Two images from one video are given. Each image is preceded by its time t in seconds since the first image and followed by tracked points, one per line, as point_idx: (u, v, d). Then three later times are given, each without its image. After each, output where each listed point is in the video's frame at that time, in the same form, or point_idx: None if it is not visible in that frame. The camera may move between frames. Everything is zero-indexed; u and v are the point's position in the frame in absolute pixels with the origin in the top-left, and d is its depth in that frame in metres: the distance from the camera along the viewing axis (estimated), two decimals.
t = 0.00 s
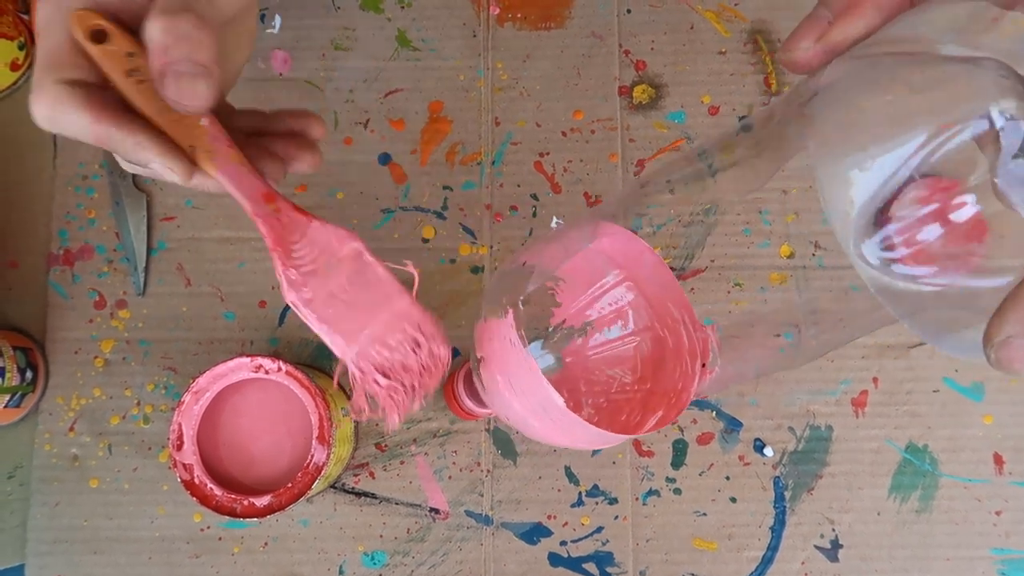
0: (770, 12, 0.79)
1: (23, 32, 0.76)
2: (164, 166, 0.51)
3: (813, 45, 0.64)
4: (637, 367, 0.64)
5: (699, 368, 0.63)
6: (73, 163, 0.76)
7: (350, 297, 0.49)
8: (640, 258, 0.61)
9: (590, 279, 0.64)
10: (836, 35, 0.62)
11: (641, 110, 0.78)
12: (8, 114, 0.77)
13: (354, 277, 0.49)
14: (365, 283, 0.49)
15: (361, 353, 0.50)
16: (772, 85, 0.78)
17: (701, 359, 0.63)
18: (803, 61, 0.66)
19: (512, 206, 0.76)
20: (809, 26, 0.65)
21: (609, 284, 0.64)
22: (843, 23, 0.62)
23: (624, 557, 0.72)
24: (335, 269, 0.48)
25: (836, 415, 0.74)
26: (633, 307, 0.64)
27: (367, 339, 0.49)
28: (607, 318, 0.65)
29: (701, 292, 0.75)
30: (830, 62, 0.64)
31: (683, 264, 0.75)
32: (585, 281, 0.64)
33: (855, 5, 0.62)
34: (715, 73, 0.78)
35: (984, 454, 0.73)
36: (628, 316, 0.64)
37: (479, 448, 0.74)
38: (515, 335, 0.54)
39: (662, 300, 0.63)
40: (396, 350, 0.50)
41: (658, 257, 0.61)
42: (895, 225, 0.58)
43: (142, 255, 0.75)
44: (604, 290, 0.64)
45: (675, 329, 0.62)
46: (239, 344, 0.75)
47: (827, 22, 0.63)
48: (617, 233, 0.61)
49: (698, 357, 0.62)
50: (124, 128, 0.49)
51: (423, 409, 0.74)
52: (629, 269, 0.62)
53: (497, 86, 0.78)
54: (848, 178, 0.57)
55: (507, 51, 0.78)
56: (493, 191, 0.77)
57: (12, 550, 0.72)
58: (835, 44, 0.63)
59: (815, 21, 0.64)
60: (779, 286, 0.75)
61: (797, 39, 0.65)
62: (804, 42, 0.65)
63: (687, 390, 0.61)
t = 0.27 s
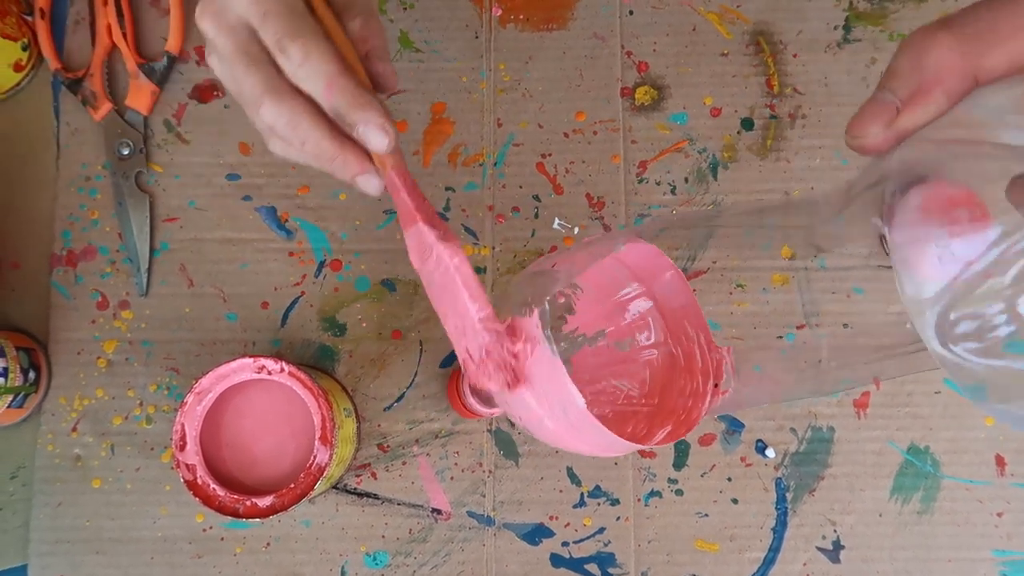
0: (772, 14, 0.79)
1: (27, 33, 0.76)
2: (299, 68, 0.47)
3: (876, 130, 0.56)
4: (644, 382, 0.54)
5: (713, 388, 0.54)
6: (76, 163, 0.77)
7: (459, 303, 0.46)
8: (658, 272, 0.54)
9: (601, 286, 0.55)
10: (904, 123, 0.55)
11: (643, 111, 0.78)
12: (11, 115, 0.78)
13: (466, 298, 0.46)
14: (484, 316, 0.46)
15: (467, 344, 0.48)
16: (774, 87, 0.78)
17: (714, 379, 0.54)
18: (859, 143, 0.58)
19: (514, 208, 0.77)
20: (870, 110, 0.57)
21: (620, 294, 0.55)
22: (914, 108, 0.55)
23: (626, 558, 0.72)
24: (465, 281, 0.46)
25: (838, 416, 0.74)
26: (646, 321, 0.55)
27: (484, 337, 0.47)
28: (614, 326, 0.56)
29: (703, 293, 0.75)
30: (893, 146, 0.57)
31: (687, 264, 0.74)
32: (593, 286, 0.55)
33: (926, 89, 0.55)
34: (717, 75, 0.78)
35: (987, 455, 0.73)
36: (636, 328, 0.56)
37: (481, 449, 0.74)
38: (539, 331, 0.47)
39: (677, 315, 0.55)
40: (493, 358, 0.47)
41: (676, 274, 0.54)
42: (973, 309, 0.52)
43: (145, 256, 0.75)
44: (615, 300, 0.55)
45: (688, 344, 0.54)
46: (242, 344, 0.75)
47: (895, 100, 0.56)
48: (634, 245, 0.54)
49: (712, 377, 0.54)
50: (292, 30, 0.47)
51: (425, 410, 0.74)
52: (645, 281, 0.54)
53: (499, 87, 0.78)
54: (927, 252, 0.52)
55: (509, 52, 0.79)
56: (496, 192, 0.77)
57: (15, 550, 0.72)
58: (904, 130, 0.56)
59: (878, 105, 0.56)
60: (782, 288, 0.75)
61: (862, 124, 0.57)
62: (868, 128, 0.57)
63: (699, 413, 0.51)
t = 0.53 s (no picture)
0: (773, 15, 0.79)
1: (27, 33, 0.76)
2: None
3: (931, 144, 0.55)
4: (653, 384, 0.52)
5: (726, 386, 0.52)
6: (77, 164, 0.76)
7: (487, 204, 0.49)
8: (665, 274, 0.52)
9: (606, 292, 0.52)
10: (960, 139, 0.55)
11: (644, 112, 0.78)
12: (10, 116, 0.77)
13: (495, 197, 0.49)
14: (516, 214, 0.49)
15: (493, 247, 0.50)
16: (775, 88, 0.78)
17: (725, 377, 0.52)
18: (908, 151, 0.58)
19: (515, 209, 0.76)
20: (927, 123, 0.55)
21: (628, 297, 0.53)
22: (971, 126, 0.54)
23: (626, 559, 0.72)
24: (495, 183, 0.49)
25: (839, 418, 0.74)
26: (652, 321, 0.53)
27: (512, 236, 0.49)
28: (621, 327, 0.53)
29: (704, 294, 0.75)
30: (943, 157, 0.57)
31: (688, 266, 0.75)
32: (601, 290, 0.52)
33: (984, 107, 0.54)
34: (718, 76, 0.78)
35: (988, 457, 0.73)
36: (642, 330, 0.53)
37: (481, 450, 0.74)
38: (562, 355, 0.47)
39: (683, 312, 0.52)
40: (524, 254, 0.50)
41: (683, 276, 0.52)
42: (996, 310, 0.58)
43: (145, 256, 0.75)
44: (623, 302, 0.53)
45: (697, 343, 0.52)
46: (242, 345, 0.75)
47: (952, 114, 0.55)
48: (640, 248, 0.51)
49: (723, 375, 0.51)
50: None
51: (425, 411, 0.74)
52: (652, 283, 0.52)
53: (500, 88, 0.78)
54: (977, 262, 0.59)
55: (510, 53, 0.78)
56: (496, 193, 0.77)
57: (14, 552, 0.72)
58: (956, 147, 0.56)
59: (937, 120, 0.55)
60: (783, 289, 0.75)
61: (919, 139, 0.55)
62: (923, 141, 0.56)
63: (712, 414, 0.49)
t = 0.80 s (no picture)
0: (775, 17, 0.79)
1: (30, 34, 0.76)
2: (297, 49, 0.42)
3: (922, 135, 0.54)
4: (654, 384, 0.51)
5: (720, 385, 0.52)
6: (78, 165, 0.76)
7: (488, 298, 0.43)
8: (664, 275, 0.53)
9: (606, 291, 0.53)
10: (952, 130, 0.53)
11: (646, 114, 0.78)
12: (13, 117, 0.77)
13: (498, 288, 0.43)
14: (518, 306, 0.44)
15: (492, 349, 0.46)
16: (777, 90, 0.78)
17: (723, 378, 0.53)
18: (899, 142, 0.56)
19: (517, 210, 0.76)
20: (918, 115, 0.53)
21: (628, 297, 0.53)
22: (963, 117, 0.52)
23: (629, 562, 0.72)
24: (491, 271, 0.43)
25: (841, 420, 0.73)
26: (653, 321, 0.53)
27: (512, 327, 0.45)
28: (621, 328, 0.53)
29: (706, 296, 0.75)
30: (937, 150, 0.55)
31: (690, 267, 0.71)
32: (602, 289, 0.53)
33: (978, 99, 0.52)
34: (720, 77, 0.78)
35: (991, 460, 0.73)
36: (643, 330, 0.53)
37: (483, 452, 0.74)
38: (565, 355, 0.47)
39: (683, 313, 0.53)
40: (526, 345, 0.46)
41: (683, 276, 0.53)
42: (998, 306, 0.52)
43: (147, 258, 0.75)
44: (623, 302, 0.53)
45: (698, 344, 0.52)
46: (244, 347, 0.75)
47: (944, 107, 0.53)
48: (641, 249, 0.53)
49: (722, 376, 0.52)
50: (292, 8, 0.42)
51: (427, 412, 0.74)
52: (652, 282, 0.53)
53: (502, 90, 0.78)
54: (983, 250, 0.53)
55: (512, 54, 0.78)
56: (498, 195, 0.77)
57: (16, 553, 0.72)
58: (950, 138, 0.54)
59: (930, 111, 0.53)
60: (785, 291, 0.75)
61: (911, 130, 0.53)
62: (915, 132, 0.54)
63: (713, 415, 0.50)
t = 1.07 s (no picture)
0: (778, 17, 0.79)
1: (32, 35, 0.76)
2: None
3: (942, 147, 0.56)
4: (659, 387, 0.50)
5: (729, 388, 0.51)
6: (81, 165, 0.76)
7: (520, 204, 0.54)
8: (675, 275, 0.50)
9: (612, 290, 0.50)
10: (971, 142, 0.55)
11: (649, 114, 0.78)
12: (15, 117, 0.78)
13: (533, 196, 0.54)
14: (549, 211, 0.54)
15: (516, 236, 0.54)
16: (780, 90, 0.78)
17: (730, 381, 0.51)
18: (920, 156, 0.59)
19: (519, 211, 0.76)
20: (933, 128, 0.56)
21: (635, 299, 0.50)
22: (982, 129, 0.55)
23: (630, 562, 0.72)
24: (534, 174, 0.54)
25: (844, 421, 0.73)
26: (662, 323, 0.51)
27: (548, 231, 0.54)
28: (626, 328, 0.51)
29: (709, 296, 0.75)
30: (956, 161, 0.57)
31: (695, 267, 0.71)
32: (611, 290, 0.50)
33: (994, 112, 0.54)
34: (723, 78, 0.78)
35: (993, 461, 0.73)
36: (648, 332, 0.51)
37: (485, 453, 0.74)
38: (571, 359, 0.46)
39: (691, 315, 0.51)
40: (560, 247, 0.53)
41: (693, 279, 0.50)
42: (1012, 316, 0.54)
43: (149, 258, 0.75)
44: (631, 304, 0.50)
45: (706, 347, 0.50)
46: (246, 347, 0.75)
47: (961, 120, 0.55)
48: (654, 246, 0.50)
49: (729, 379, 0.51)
50: None
51: (429, 413, 0.74)
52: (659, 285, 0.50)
53: (504, 90, 0.78)
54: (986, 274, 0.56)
55: (515, 55, 0.78)
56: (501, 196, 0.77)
57: (18, 553, 0.72)
58: (969, 149, 0.56)
59: (945, 124, 0.56)
60: (789, 292, 0.75)
61: (931, 142, 0.56)
62: (934, 145, 0.56)
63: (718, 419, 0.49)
